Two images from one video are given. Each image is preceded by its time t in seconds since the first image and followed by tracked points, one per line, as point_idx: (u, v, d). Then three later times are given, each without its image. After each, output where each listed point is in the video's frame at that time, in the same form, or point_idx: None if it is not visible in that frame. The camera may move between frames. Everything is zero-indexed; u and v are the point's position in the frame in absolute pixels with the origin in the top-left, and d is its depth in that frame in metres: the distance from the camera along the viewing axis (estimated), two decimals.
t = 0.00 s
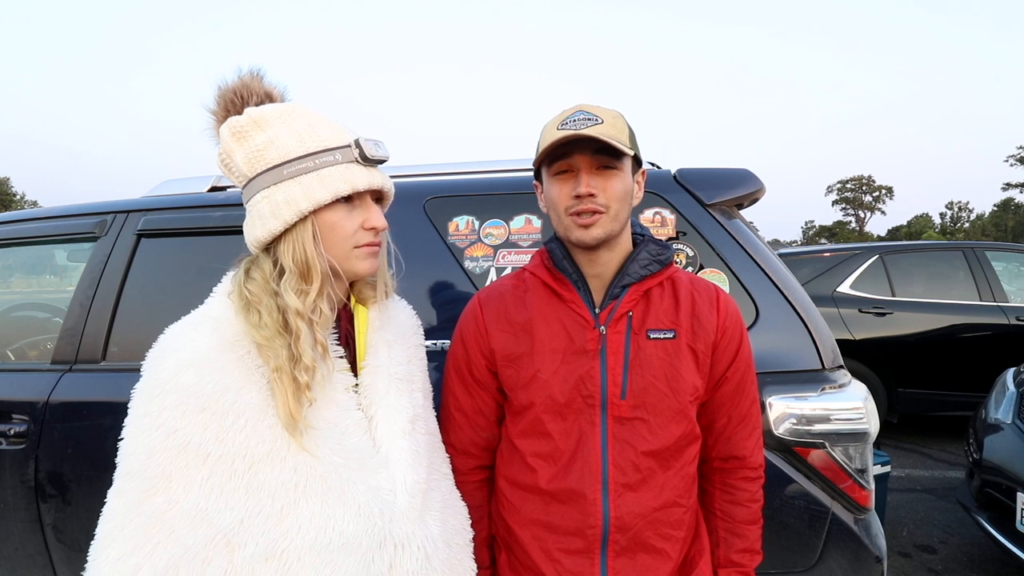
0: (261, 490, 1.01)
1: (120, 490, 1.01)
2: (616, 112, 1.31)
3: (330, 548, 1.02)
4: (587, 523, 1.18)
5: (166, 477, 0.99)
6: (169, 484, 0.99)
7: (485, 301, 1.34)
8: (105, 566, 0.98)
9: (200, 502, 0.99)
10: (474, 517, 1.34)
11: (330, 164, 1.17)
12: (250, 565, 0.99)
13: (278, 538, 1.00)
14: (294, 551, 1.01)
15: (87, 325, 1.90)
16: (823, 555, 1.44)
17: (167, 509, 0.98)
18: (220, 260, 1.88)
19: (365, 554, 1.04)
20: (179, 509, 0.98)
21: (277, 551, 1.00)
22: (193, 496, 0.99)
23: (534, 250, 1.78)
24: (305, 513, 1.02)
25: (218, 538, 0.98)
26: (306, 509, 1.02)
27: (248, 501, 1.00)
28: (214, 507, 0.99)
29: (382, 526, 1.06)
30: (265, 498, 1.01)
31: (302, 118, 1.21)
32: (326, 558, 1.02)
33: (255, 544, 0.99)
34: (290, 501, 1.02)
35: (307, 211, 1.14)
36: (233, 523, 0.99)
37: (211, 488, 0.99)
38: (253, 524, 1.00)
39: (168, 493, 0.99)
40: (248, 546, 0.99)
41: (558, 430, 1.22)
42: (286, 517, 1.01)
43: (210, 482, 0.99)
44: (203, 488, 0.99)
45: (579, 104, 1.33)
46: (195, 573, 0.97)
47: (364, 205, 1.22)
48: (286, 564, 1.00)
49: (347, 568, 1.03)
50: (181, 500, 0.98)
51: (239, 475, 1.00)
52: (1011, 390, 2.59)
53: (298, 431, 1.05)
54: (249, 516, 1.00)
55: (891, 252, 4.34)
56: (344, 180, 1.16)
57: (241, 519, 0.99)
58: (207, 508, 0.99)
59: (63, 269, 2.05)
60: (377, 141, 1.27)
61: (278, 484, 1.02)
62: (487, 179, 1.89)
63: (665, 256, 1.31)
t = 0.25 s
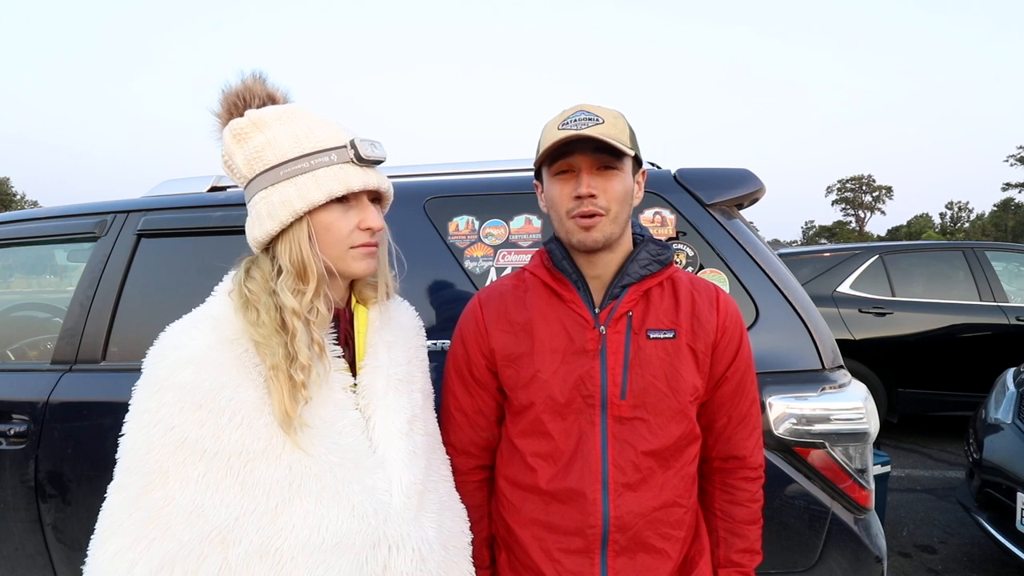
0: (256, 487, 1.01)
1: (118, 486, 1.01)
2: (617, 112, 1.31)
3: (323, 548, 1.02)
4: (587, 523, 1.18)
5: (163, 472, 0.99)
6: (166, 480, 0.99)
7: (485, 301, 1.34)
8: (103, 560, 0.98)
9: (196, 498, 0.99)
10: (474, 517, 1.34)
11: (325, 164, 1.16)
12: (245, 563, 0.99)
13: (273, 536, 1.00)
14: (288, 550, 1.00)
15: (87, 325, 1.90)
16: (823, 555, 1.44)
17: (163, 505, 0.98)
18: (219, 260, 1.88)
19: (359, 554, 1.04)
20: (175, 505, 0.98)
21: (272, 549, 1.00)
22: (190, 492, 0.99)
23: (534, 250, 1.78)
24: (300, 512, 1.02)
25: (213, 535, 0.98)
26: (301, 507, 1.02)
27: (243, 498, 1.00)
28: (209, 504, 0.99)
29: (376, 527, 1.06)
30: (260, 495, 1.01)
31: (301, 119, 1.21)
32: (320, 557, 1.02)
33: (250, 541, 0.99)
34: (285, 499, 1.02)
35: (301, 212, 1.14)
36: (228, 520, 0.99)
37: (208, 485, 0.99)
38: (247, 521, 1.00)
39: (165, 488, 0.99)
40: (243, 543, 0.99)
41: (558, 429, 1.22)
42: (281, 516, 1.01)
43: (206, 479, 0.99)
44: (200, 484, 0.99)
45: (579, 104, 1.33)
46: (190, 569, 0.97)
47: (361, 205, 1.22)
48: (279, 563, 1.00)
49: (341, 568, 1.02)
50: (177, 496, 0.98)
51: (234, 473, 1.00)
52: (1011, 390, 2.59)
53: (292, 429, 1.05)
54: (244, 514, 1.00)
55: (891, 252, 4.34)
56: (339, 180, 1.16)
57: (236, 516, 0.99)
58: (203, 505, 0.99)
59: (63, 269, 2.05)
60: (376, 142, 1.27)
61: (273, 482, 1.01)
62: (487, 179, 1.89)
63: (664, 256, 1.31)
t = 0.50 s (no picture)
0: (250, 486, 1.01)
1: (117, 482, 1.03)
2: (618, 112, 1.31)
3: (316, 547, 1.02)
4: (587, 523, 1.18)
5: (159, 469, 1.00)
6: (162, 477, 1.00)
7: (485, 301, 1.34)
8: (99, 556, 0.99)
9: (191, 495, 0.99)
10: (475, 516, 1.34)
11: (319, 165, 1.17)
12: (238, 561, 0.99)
13: (266, 535, 1.01)
14: (280, 549, 1.01)
15: (87, 325, 1.90)
16: (823, 555, 1.44)
17: (159, 501, 0.99)
18: (220, 260, 1.88)
19: (353, 554, 1.04)
20: (170, 502, 0.99)
21: (265, 547, 1.00)
22: (185, 489, 1.00)
23: (534, 250, 1.78)
24: (293, 510, 1.02)
25: (207, 533, 0.99)
26: (294, 506, 1.02)
27: (237, 496, 1.00)
28: (203, 502, 0.99)
29: (369, 528, 1.05)
30: (254, 493, 1.01)
31: (298, 121, 1.22)
32: (312, 557, 1.01)
33: (243, 540, 1.00)
34: (279, 497, 1.02)
35: (295, 212, 1.15)
36: (222, 518, 0.99)
37: (202, 482, 1.00)
38: (241, 519, 1.00)
39: (161, 485, 1.00)
40: (236, 541, 0.99)
41: (558, 429, 1.22)
42: (274, 514, 1.01)
43: (200, 476, 1.00)
44: (195, 481, 1.00)
45: (580, 104, 1.33)
46: (184, 567, 0.98)
47: (356, 205, 1.21)
48: (272, 562, 1.00)
49: (333, 569, 1.02)
50: (172, 493, 0.99)
51: (228, 470, 1.00)
52: (1011, 390, 2.59)
53: (287, 427, 1.06)
54: (238, 511, 1.00)
55: (891, 252, 4.34)
56: (331, 180, 1.16)
57: (230, 514, 1.00)
58: (198, 502, 0.99)
59: (63, 269, 2.05)
60: (372, 143, 1.27)
61: (267, 480, 1.02)
62: (487, 179, 1.89)
63: (665, 256, 1.31)
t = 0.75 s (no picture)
0: (240, 485, 1.02)
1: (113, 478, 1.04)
2: (618, 112, 1.31)
3: (303, 549, 1.02)
4: (587, 523, 1.18)
5: (152, 466, 1.01)
6: (154, 475, 1.01)
7: (485, 301, 1.34)
8: (95, 550, 1.01)
9: (182, 493, 1.00)
10: (475, 517, 1.34)
11: (311, 164, 1.17)
12: (226, 561, 1.00)
13: (254, 535, 1.01)
14: (268, 549, 1.01)
15: (87, 325, 1.90)
16: (823, 555, 1.44)
17: (151, 498, 1.00)
18: (219, 260, 1.88)
19: (342, 555, 1.04)
20: (162, 499, 1.00)
21: (253, 548, 1.01)
22: (177, 487, 1.00)
23: (534, 250, 1.78)
24: (281, 511, 1.03)
25: (197, 531, 1.00)
26: (283, 507, 1.03)
27: (227, 495, 1.01)
28: (194, 500, 1.00)
29: (357, 533, 1.06)
30: (243, 493, 1.01)
31: (294, 121, 1.22)
32: (299, 558, 1.02)
33: (232, 539, 1.00)
34: (268, 497, 1.02)
35: (287, 212, 1.15)
36: (212, 517, 1.00)
37: (194, 480, 1.01)
38: (230, 519, 1.00)
39: (154, 483, 1.01)
40: (225, 541, 1.00)
41: (558, 429, 1.22)
42: (263, 515, 1.02)
43: (192, 474, 1.01)
44: (186, 480, 1.01)
45: (580, 104, 1.33)
46: (174, 564, 0.99)
47: (350, 205, 1.21)
48: (259, 563, 1.00)
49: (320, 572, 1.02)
50: (165, 490, 1.00)
51: (218, 470, 1.01)
52: (1011, 390, 2.59)
53: (276, 427, 1.06)
54: (227, 511, 1.01)
55: (891, 252, 4.34)
56: (322, 180, 1.16)
57: (220, 513, 1.00)
58: (189, 500, 1.00)
59: (63, 269, 2.05)
60: (367, 142, 1.26)
61: (256, 480, 1.02)
62: (487, 179, 1.89)
63: (665, 257, 1.31)
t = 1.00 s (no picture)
0: (227, 485, 1.04)
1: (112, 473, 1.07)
2: (618, 113, 1.31)
3: (286, 551, 1.04)
4: (588, 522, 1.18)
5: (146, 463, 1.04)
6: (148, 471, 1.04)
7: (486, 301, 1.34)
8: (93, 541, 1.04)
9: (173, 490, 1.03)
10: (476, 517, 1.33)
11: (304, 164, 1.17)
12: (213, 559, 1.02)
13: (240, 535, 1.03)
14: (252, 550, 1.03)
15: (87, 325, 1.90)
16: (823, 555, 1.44)
17: (144, 495, 1.03)
18: (219, 260, 1.88)
19: (325, 559, 1.04)
20: (154, 496, 1.03)
21: (239, 548, 1.03)
22: (168, 485, 1.03)
23: (534, 250, 1.78)
24: (265, 513, 1.04)
25: (185, 529, 1.02)
26: (268, 509, 1.05)
27: (215, 493, 1.03)
28: (183, 498, 1.03)
29: (340, 538, 1.06)
30: (231, 492, 1.04)
31: (291, 121, 1.22)
32: (282, 560, 1.03)
33: (218, 538, 1.02)
34: (254, 498, 1.04)
35: (279, 212, 1.16)
36: (200, 515, 1.03)
37: (184, 479, 1.04)
38: (217, 518, 1.03)
39: (147, 479, 1.04)
40: (212, 539, 1.02)
41: (558, 429, 1.22)
42: (249, 515, 1.04)
43: (182, 472, 1.03)
44: (177, 477, 1.03)
45: (581, 104, 1.33)
46: (164, 560, 1.02)
47: (344, 205, 1.21)
48: (243, 562, 1.02)
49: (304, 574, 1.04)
50: (157, 487, 1.03)
51: (207, 469, 1.03)
52: (1011, 390, 2.59)
53: (263, 428, 1.07)
54: (215, 510, 1.03)
55: (891, 252, 4.34)
56: (313, 181, 1.16)
57: (208, 512, 1.03)
58: (179, 498, 1.03)
59: (63, 269, 2.05)
60: (363, 142, 1.26)
61: (243, 481, 1.04)
62: (487, 179, 1.89)
63: (665, 256, 1.31)
